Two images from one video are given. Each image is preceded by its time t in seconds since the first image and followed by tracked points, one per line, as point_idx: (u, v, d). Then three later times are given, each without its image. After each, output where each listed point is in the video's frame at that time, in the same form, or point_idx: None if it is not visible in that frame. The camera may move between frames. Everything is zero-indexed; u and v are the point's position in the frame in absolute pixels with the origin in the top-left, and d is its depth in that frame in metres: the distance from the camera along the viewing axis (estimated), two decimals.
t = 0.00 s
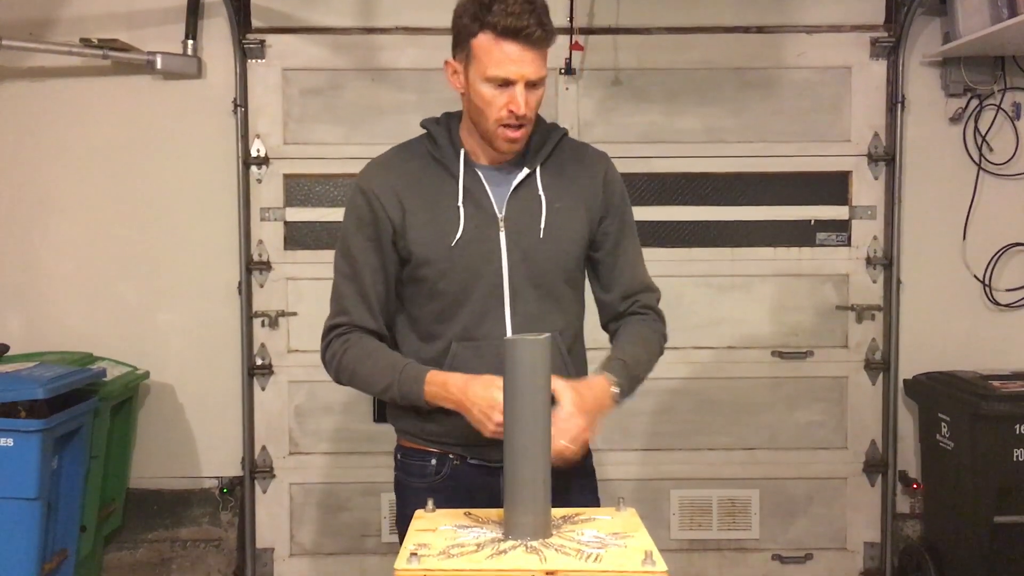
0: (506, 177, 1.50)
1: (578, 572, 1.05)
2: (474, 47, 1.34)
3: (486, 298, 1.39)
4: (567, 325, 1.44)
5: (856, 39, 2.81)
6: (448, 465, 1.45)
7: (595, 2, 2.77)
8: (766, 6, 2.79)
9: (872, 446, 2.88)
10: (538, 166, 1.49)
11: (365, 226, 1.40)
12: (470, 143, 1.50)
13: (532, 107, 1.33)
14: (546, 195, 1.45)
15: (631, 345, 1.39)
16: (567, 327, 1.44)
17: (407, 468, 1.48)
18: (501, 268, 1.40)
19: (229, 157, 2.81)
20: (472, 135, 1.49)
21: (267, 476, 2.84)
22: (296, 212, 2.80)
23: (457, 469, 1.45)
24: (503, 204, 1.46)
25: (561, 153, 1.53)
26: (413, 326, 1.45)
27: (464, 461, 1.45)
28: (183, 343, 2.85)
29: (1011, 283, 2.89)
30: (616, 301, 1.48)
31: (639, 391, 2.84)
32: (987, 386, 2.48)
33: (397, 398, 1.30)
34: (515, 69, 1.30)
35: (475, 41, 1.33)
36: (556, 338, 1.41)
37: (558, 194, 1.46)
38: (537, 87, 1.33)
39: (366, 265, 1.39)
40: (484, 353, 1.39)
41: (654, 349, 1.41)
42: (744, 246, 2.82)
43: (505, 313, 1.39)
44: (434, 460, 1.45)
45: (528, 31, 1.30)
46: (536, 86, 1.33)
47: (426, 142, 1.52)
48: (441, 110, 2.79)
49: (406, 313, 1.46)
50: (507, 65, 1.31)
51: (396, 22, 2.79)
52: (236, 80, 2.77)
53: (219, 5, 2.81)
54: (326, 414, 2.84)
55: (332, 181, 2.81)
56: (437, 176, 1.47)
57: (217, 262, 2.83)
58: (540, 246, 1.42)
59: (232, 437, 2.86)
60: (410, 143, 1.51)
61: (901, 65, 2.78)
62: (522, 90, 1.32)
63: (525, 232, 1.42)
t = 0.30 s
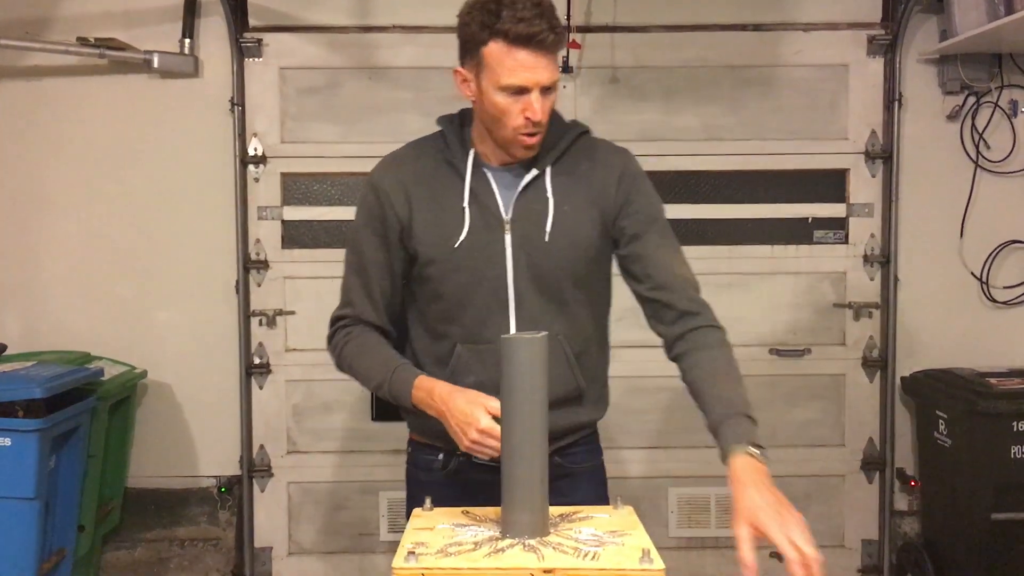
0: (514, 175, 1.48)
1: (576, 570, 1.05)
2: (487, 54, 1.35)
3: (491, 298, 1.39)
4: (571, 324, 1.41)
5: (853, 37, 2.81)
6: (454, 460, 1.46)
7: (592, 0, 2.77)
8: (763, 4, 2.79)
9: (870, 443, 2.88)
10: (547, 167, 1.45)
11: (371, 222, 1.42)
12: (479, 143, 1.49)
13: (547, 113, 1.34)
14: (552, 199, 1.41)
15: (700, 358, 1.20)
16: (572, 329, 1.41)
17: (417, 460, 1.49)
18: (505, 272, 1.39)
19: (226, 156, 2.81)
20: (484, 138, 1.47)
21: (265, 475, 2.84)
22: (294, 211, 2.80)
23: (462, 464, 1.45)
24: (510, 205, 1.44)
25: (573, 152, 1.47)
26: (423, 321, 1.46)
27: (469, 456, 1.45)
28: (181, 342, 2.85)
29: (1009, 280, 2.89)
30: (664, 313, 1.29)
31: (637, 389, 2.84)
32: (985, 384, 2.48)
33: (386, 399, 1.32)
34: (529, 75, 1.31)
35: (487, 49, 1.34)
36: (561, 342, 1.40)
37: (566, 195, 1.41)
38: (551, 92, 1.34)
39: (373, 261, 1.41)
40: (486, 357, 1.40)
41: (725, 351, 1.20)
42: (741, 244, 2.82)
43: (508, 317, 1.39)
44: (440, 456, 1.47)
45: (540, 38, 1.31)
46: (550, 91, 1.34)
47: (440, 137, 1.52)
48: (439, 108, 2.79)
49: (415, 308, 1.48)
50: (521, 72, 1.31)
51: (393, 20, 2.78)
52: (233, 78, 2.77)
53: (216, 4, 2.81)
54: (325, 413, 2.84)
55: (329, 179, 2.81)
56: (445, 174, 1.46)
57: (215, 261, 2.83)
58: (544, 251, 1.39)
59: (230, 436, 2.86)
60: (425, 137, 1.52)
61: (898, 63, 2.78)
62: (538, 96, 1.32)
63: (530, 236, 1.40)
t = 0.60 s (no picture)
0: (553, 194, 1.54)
1: (566, 566, 1.05)
2: (545, 81, 1.36)
3: (514, 310, 1.49)
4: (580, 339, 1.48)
5: (844, 32, 2.81)
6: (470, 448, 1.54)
7: None
8: None
9: (862, 439, 2.89)
10: (590, 196, 1.49)
11: (417, 216, 1.59)
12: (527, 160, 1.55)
13: (601, 145, 1.36)
14: (586, 231, 1.47)
15: (739, 419, 1.22)
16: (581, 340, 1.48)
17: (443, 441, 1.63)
18: (528, 292, 1.47)
19: (217, 153, 2.80)
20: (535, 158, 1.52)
21: (257, 472, 2.83)
22: (285, 207, 2.79)
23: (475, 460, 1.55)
24: (540, 228, 1.51)
25: (619, 183, 1.50)
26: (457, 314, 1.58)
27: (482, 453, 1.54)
28: (173, 339, 2.84)
29: (999, 276, 2.90)
30: (704, 365, 1.30)
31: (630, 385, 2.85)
32: (976, 378, 2.49)
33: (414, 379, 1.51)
34: (586, 108, 1.33)
35: (545, 75, 1.36)
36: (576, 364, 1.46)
37: (602, 229, 1.47)
38: (606, 124, 1.36)
39: (415, 252, 1.59)
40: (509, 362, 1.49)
41: (766, 411, 1.20)
42: (733, 240, 2.83)
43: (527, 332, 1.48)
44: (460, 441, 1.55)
45: (600, 70, 1.32)
46: (605, 123, 1.36)
47: (492, 139, 1.60)
48: (431, 104, 2.78)
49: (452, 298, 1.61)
50: (577, 103, 1.33)
51: (384, 16, 2.78)
52: (224, 74, 2.76)
53: None
54: (318, 410, 2.84)
55: (321, 175, 2.80)
56: (485, 183, 1.55)
57: (206, 258, 2.82)
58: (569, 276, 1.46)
59: (222, 433, 2.85)
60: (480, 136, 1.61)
61: (889, 58, 2.78)
62: (592, 128, 1.35)
63: (554, 262, 1.47)
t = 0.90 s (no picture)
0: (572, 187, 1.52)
1: (555, 560, 1.05)
2: (558, 82, 1.34)
3: (529, 304, 1.48)
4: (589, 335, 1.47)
5: (835, 26, 2.81)
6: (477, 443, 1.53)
7: None
8: None
9: (852, 432, 2.90)
10: (605, 192, 1.47)
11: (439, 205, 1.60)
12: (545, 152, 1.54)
13: (616, 145, 1.35)
14: (603, 227, 1.46)
15: (748, 431, 1.21)
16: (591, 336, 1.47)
17: (458, 431, 1.63)
18: (542, 286, 1.47)
19: (207, 147, 2.78)
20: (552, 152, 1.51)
21: (249, 467, 2.83)
22: (275, 202, 2.78)
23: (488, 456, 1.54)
24: (557, 221, 1.49)
25: (639, 177, 1.48)
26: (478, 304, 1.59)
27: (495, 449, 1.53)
28: (163, 335, 2.83)
29: (989, 269, 2.91)
30: (717, 372, 1.29)
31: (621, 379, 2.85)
32: (966, 371, 2.50)
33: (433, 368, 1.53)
34: (599, 110, 1.31)
35: (559, 75, 1.34)
36: (591, 361, 1.46)
37: (619, 226, 1.45)
38: (621, 124, 1.34)
39: (438, 241, 1.61)
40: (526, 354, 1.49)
41: (775, 423, 1.20)
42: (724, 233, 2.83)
43: (540, 327, 1.48)
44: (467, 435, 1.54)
45: (613, 72, 1.29)
46: (620, 124, 1.34)
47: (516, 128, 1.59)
48: (421, 98, 2.77)
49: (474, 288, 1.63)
50: (590, 106, 1.31)
51: (375, 9, 2.76)
52: (213, 68, 2.74)
53: None
54: (310, 405, 2.83)
55: (312, 170, 2.79)
56: (506, 172, 1.54)
57: (197, 253, 2.81)
58: (583, 270, 1.46)
59: (214, 429, 2.84)
60: (505, 125, 1.61)
61: (879, 52, 2.79)
62: (606, 130, 1.33)
63: (570, 257, 1.47)
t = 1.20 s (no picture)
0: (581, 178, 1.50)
1: (549, 557, 1.05)
2: (556, 71, 1.34)
3: (538, 300, 1.45)
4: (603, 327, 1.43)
5: (829, 22, 2.81)
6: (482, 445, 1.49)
7: None
8: None
9: (847, 427, 2.91)
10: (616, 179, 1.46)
11: (442, 205, 1.51)
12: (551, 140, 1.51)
13: (613, 135, 1.35)
14: (616, 214, 1.44)
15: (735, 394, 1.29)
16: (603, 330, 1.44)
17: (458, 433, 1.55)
18: (555, 279, 1.44)
19: (201, 144, 2.77)
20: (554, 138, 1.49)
21: (244, 464, 2.82)
22: (270, 198, 2.78)
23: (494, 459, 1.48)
24: (569, 212, 1.47)
25: (651, 163, 1.48)
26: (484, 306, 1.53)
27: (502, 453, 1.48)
28: (157, 332, 2.82)
29: (984, 264, 2.92)
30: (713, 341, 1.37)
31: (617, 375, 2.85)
32: (960, 365, 2.50)
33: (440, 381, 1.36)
34: (596, 101, 1.31)
35: (557, 64, 1.33)
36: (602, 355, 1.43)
37: (633, 213, 1.44)
38: (618, 115, 1.34)
39: (442, 244, 1.49)
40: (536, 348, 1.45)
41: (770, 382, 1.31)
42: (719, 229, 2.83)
43: (553, 322, 1.44)
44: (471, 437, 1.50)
45: (611, 63, 1.28)
46: (619, 114, 1.34)
47: (514, 124, 1.54)
48: (416, 94, 2.77)
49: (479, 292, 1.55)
50: (589, 96, 1.31)
51: (368, 5, 2.75)
52: (206, 64, 2.73)
53: None
54: (305, 401, 2.83)
55: (306, 166, 2.79)
56: (512, 166, 1.50)
57: (191, 250, 2.80)
58: (597, 262, 1.43)
59: (209, 426, 2.84)
60: (501, 121, 1.56)
61: (874, 48, 2.79)
62: (603, 120, 1.33)
63: (586, 247, 1.44)
